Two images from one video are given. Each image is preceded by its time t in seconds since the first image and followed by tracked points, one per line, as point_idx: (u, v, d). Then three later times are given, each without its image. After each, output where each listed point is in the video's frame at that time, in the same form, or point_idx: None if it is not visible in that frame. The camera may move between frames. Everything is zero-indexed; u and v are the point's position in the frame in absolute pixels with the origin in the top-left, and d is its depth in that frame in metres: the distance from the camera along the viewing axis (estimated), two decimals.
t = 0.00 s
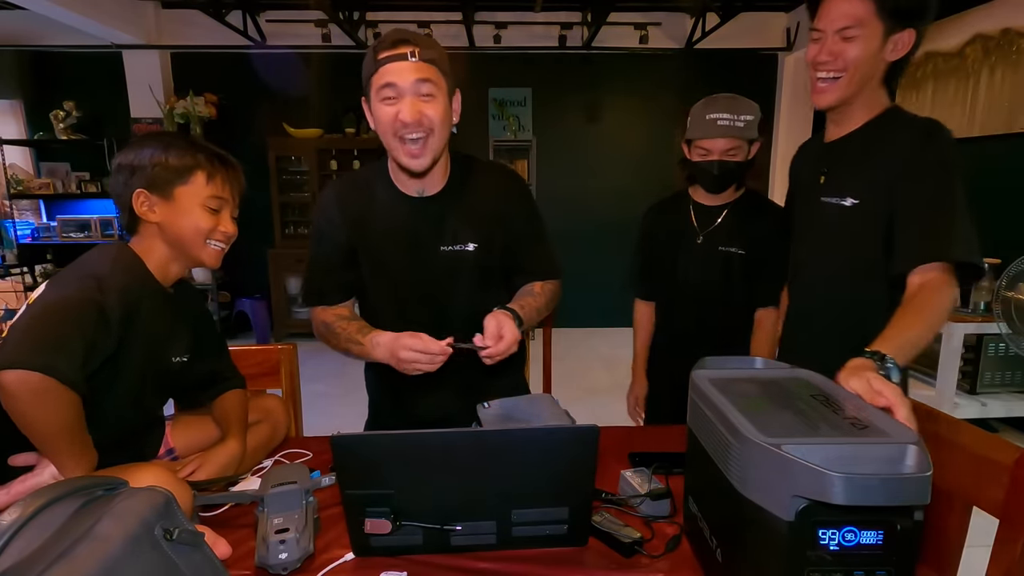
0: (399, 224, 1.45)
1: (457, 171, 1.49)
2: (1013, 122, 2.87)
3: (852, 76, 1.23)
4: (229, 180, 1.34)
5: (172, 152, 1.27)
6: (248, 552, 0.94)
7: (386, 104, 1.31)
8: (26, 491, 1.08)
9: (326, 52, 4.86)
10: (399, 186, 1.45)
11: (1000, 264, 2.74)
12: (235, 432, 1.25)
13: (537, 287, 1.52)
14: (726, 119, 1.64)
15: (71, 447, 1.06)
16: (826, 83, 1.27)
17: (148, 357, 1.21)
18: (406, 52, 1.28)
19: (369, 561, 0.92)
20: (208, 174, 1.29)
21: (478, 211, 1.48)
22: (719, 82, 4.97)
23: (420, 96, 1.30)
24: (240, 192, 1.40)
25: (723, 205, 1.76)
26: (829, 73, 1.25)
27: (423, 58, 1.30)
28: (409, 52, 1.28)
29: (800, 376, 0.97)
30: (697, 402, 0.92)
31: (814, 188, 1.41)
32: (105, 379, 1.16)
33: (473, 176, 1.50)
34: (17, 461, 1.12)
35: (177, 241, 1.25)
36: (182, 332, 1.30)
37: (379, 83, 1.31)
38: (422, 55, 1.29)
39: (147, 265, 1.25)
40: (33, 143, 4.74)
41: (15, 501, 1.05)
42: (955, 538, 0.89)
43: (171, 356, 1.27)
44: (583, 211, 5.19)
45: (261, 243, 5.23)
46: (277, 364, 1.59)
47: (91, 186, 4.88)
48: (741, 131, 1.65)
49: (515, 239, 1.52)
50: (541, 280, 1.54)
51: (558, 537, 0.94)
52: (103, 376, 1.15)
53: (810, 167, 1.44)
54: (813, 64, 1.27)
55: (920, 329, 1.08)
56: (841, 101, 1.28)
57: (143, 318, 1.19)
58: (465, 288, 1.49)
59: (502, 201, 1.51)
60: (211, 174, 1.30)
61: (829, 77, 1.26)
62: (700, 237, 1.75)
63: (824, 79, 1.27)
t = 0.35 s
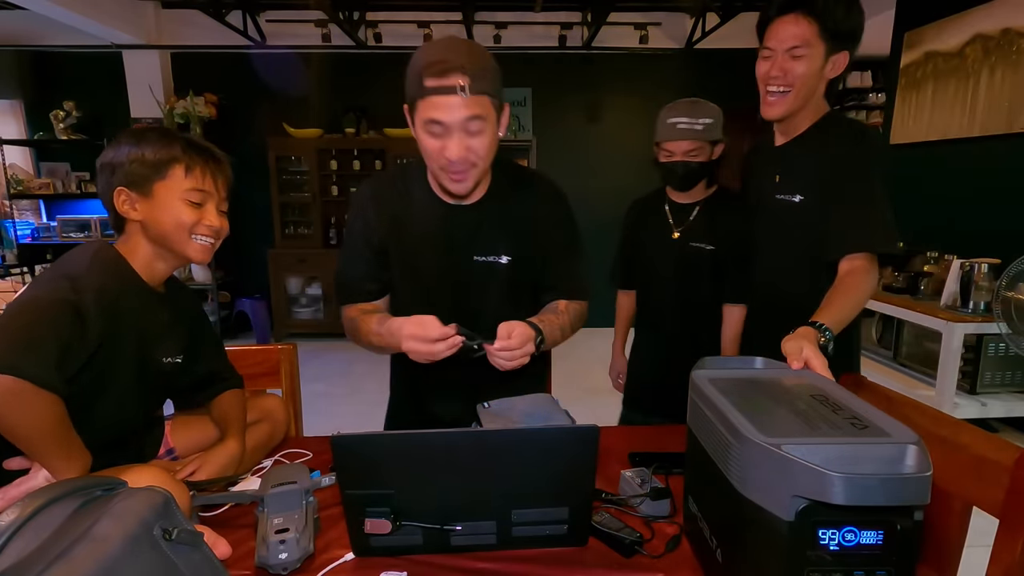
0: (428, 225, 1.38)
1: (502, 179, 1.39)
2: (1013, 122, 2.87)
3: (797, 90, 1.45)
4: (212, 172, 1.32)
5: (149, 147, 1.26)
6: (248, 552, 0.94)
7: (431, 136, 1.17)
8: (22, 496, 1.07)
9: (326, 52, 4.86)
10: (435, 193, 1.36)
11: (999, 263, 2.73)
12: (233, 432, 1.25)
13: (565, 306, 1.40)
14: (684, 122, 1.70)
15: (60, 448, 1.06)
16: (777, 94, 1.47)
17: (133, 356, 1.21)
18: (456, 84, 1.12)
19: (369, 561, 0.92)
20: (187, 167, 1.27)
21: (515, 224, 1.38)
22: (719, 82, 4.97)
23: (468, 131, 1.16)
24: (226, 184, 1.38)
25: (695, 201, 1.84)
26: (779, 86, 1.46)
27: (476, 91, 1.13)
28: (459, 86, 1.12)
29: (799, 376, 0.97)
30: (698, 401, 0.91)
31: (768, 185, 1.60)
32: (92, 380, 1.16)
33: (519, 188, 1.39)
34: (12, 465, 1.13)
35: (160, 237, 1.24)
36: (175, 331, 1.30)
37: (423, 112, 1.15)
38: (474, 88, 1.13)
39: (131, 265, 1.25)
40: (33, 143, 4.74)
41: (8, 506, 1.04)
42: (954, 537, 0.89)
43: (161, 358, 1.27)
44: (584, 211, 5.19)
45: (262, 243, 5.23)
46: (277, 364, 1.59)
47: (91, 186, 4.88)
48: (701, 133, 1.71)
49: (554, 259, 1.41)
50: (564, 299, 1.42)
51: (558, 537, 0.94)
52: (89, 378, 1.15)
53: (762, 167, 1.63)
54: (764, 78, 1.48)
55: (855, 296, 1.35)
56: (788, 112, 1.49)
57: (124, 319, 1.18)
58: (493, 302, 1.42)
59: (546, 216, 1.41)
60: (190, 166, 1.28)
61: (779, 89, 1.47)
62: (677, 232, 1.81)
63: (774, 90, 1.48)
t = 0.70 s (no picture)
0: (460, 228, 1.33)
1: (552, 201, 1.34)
2: (1013, 122, 2.87)
3: (789, 86, 1.49)
4: (209, 172, 1.31)
5: (144, 146, 1.26)
6: (248, 552, 0.94)
7: (495, 140, 1.14)
8: (22, 496, 1.07)
9: (326, 52, 4.86)
10: (485, 212, 1.31)
11: (999, 263, 2.74)
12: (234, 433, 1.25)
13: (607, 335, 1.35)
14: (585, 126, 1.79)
15: (58, 448, 1.06)
16: (768, 90, 1.51)
17: (134, 356, 1.21)
18: (529, 87, 1.10)
19: (369, 561, 0.92)
20: (182, 167, 1.27)
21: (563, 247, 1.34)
22: (718, 82, 4.98)
23: (533, 137, 1.13)
24: (224, 183, 1.38)
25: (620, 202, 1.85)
26: (769, 83, 1.50)
27: (548, 96, 1.11)
28: (532, 89, 1.10)
29: (800, 376, 0.97)
30: (697, 401, 0.92)
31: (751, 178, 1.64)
32: (91, 381, 1.16)
33: (575, 213, 1.35)
34: (10, 466, 1.13)
35: (156, 238, 1.24)
36: (175, 331, 1.30)
37: (489, 115, 1.13)
38: (546, 93, 1.11)
39: (129, 264, 1.25)
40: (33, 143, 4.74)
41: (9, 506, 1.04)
42: (954, 537, 0.89)
43: (160, 356, 1.26)
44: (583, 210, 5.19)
45: (262, 243, 5.23)
46: (277, 364, 1.59)
47: (91, 186, 4.88)
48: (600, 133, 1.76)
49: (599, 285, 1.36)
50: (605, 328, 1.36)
51: (558, 537, 0.94)
52: (86, 377, 1.15)
53: (743, 161, 1.67)
54: (756, 75, 1.52)
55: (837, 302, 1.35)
56: (778, 108, 1.53)
57: (123, 317, 1.18)
58: (530, 326, 1.38)
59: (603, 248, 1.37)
60: (185, 166, 1.27)
61: (770, 86, 1.51)
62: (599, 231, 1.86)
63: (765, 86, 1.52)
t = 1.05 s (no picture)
0: (462, 227, 1.34)
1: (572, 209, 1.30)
2: (1014, 122, 2.87)
3: (769, 88, 1.49)
4: (219, 178, 1.32)
5: (157, 151, 1.26)
6: (248, 552, 0.94)
7: (517, 140, 1.14)
8: (23, 495, 1.07)
9: (326, 52, 4.86)
10: (504, 212, 1.30)
11: (999, 263, 2.73)
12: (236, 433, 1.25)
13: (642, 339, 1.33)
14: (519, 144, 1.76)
15: (62, 448, 1.05)
16: (747, 91, 1.51)
17: (138, 355, 1.21)
18: (553, 86, 1.09)
19: (369, 561, 0.92)
20: (194, 174, 1.27)
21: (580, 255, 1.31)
22: (719, 82, 4.98)
23: (556, 137, 1.13)
24: (235, 192, 1.38)
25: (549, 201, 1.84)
26: (748, 84, 1.50)
27: (571, 96, 1.10)
28: (556, 88, 1.10)
29: (801, 376, 0.97)
30: (697, 401, 0.92)
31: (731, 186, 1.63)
32: (95, 380, 1.15)
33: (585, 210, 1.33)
34: (12, 465, 1.14)
35: (163, 243, 1.25)
36: (177, 331, 1.30)
37: (512, 114, 1.13)
38: (570, 93, 1.10)
39: (137, 265, 1.25)
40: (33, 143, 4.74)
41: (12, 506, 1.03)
42: (954, 537, 0.89)
43: (165, 356, 1.27)
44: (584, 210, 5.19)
45: (262, 243, 5.23)
46: (277, 364, 1.59)
47: (91, 186, 4.88)
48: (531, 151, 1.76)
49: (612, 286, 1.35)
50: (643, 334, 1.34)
51: (558, 537, 0.94)
52: (93, 377, 1.15)
53: (722, 170, 1.68)
54: (736, 76, 1.51)
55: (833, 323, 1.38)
56: (757, 110, 1.53)
57: (127, 317, 1.18)
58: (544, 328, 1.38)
59: (626, 259, 1.33)
60: (197, 173, 1.28)
61: (749, 88, 1.51)
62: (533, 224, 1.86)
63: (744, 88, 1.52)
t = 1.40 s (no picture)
0: (466, 227, 1.34)
1: (575, 210, 1.30)
2: (1013, 122, 2.87)
3: (742, 90, 1.46)
4: (218, 174, 1.32)
5: (152, 152, 1.26)
6: (248, 552, 0.94)
7: (523, 141, 1.14)
8: (24, 495, 1.07)
9: (326, 52, 4.86)
10: (507, 211, 1.30)
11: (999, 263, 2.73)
12: (235, 433, 1.25)
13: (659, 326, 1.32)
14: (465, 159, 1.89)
15: (64, 449, 1.06)
16: (719, 94, 1.49)
17: (141, 355, 1.21)
18: (558, 88, 1.10)
19: (369, 561, 0.92)
20: (192, 171, 1.27)
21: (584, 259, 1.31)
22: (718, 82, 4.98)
23: (561, 138, 1.13)
24: (232, 186, 1.38)
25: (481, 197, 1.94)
26: (721, 87, 1.48)
27: (575, 96, 1.11)
28: (561, 89, 1.10)
29: (802, 377, 0.97)
30: (697, 401, 0.91)
31: (708, 193, 1.61)
32: (98, 380, 1.15)
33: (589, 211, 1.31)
34: (13, 464, 1.14)
35: (169, 240, 1.25)
36: (180, 331, 1.30)
37: (516, 115, 1.13)
38: (574, 94, 1.11)
39: (143, 266, 1.25)
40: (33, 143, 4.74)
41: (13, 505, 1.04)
42: (955, 536, 0.89)
43: (167, 357, 1.26)
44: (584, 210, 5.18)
45: (261, 243, 5.23)
46: (278, 364, 1.59)
47: (91, 186, 4.88)
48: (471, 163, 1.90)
49: (610, 285, 1.35)
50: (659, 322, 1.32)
51: (557, 537, 0.94)
52: (95, 378, 1.14)
53: (696, 176, 1.64)
54: (708, 78, 1.48)
55: (803, 322, 1.52)
56: (730, 113, 1.50)
57: (130, 316, 1.18)
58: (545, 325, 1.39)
59: (625, 262, 1.33)
60: (195, 170, 1.28)
61: (722, 91, 1.48)
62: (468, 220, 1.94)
63: (716, 90, 1.49)
